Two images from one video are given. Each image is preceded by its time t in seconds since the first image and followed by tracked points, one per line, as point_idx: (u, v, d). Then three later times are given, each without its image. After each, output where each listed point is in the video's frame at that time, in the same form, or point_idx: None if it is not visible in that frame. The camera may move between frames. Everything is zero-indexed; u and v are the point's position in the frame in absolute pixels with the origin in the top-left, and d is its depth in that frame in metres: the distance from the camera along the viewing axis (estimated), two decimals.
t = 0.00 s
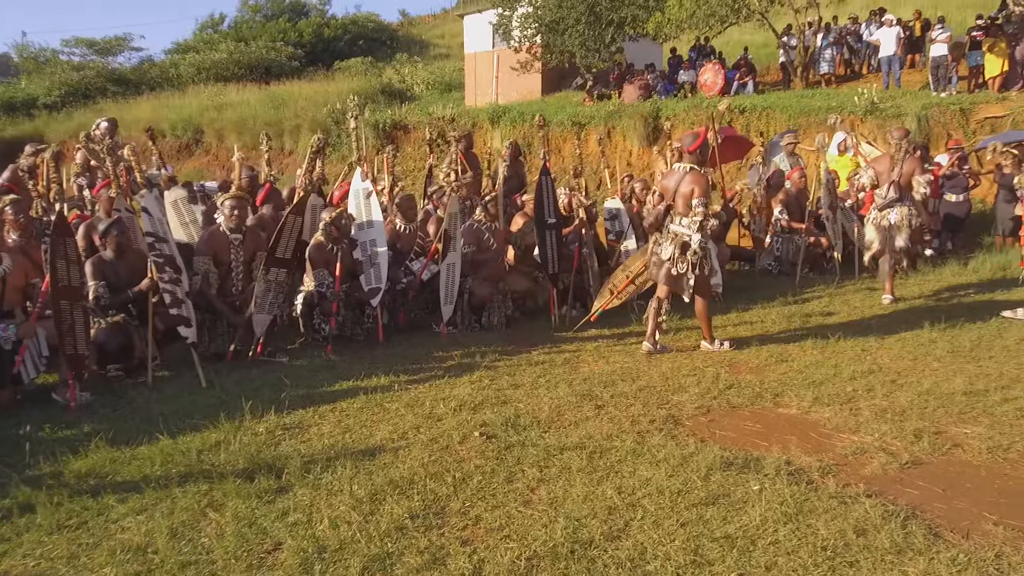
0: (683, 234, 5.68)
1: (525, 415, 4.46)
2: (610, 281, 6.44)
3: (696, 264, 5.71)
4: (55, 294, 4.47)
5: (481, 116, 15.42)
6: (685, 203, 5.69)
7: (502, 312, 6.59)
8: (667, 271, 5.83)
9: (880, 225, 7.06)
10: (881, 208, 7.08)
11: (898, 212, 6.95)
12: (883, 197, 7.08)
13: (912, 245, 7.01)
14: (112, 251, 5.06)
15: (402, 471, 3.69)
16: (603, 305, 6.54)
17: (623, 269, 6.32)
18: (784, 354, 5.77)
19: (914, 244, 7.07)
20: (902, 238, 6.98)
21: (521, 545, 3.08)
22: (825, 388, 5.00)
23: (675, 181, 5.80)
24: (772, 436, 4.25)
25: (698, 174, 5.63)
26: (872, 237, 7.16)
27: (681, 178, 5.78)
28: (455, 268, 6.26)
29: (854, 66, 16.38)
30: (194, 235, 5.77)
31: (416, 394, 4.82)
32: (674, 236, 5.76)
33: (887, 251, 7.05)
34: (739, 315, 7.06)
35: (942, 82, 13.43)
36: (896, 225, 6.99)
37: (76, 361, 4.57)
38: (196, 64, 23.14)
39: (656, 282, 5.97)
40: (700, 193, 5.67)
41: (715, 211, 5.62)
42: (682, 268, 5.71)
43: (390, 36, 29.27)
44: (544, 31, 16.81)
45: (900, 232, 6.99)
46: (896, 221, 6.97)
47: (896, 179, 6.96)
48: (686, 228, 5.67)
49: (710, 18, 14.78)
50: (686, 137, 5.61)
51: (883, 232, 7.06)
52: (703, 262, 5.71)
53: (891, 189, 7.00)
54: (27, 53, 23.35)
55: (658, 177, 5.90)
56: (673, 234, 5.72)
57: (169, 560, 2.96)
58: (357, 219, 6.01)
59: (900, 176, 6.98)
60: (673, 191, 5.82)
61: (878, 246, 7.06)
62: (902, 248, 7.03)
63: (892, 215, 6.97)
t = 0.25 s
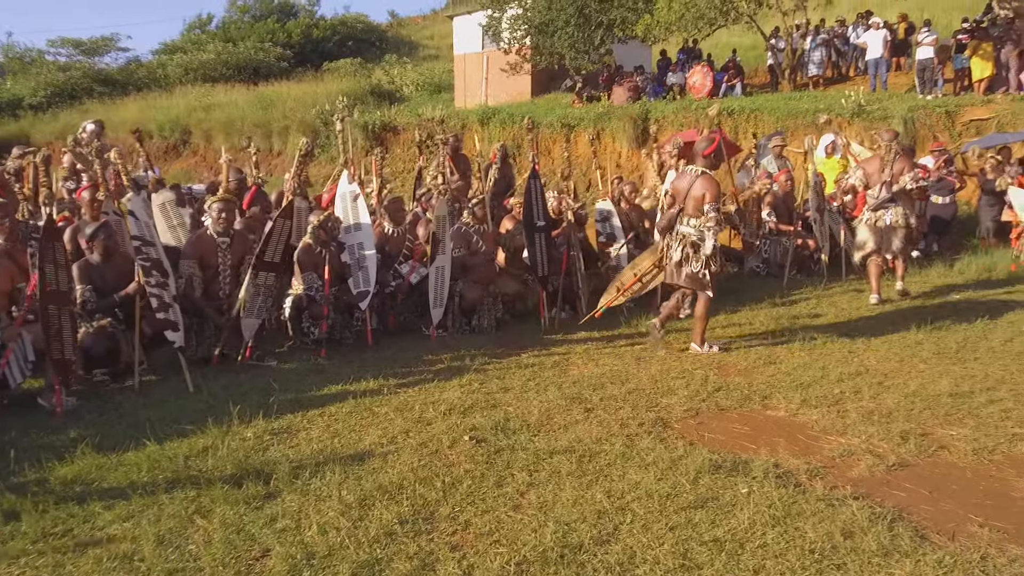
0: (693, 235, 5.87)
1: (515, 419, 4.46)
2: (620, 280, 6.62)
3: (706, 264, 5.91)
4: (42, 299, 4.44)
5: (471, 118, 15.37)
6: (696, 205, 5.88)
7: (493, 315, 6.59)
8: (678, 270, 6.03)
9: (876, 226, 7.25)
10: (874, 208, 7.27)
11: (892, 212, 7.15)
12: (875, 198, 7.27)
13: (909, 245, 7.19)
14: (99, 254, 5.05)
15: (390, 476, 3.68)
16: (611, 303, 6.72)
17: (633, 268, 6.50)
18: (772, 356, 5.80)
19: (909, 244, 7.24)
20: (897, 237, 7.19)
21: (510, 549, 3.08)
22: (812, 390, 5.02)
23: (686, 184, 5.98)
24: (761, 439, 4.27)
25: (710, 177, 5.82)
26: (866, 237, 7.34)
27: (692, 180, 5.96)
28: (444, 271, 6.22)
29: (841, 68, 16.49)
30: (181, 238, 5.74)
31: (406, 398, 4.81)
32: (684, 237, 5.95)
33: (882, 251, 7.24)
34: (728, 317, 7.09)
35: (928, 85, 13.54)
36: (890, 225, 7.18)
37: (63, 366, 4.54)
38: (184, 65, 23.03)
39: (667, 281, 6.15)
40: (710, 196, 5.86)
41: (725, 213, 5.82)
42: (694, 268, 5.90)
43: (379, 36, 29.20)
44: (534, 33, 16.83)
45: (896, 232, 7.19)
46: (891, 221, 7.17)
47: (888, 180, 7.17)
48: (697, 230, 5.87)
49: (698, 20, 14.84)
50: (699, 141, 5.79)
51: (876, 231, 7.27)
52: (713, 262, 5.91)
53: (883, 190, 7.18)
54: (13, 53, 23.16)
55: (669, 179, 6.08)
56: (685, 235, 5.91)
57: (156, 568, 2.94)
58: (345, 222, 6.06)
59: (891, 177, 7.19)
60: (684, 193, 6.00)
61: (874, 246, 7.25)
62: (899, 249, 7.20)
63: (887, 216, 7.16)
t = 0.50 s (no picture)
0: (687, 233, 5.96)
1: (509, 423, 4.46)
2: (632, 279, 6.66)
3: (698, 263, 5.97)
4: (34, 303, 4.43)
5: (463, 119, 15.38)
6: (694, 204, 5.98)
7: (487, 318, 6.59)
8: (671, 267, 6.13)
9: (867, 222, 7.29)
10: (870, 207, 7.26)
11: (887, 212, 7.16)
12: (871, 196, 7.24)
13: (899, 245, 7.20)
14: (91, 257, 5.05)
15: (384, 480, 3.67)
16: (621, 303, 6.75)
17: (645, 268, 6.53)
18: (764, 358, 5.83)
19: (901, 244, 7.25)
20: (889, 236, 7.21)
21: (505, 554, 3.08)
22: (805, 392, 5.04)
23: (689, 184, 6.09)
24: (754, 442, 4.29)
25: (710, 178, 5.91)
26: (858, 234, 7.38)
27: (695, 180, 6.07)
28: (437, 273, 6.24)
29: (832, 71, 16.57)
30: (173, 241, 5.73)
31: (400, 402, 4.80)
32: (680, 235, 6.04)
33: (873, 249, 7.28)
34: (720, 319, 7.11)
35: (918, 87, 13.62)
36: (884, 224, 7.18)
37: (56, 370, 4.52)
38: (175, 66, 22.95)
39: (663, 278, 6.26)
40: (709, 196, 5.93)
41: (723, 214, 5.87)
42: (683, 265, 5.99)
43: (371, 38, 29.15)
44: (526, 35, 16.85)
45: (888, 231, 7.19)
46: (885, 220, 7.17)
47: (886, 180, 7.13)
48: (692, 228, 5.95)
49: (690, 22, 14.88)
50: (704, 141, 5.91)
51: (870, 229, 7.28)
52: (705, 262, 5.96)
53: (879, 189, 7.15)
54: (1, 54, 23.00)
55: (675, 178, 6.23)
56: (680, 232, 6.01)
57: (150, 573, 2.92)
58: (337, 224, 5.96)
59: (889, 177, 7.15)
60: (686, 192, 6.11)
61: (864, 243, 7.31)
62: (890, 248, 7.22)
63: (882, 215, 7.17)
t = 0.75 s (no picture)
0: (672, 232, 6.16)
1: (503, 426, 4.46)
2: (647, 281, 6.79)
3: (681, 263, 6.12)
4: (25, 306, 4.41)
5: (459, 121, 15.40)
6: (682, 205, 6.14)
7: (482, 321, 6.58)
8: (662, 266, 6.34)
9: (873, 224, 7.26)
10: (876, 210, 7.30)
11: (893, 215, 7.24)
12: (878, 200, 7.29)
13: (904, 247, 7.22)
14: (85, 260, 5.02)
15: (378, 484, 3.67)
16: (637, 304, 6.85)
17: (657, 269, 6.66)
18: (759, 361, 5.84)
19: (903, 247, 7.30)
20: (895, 239, 7.23)
21: (499, 558, 3.09)
22: (799, 395, 5.06)
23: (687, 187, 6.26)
24: (747, 444, 4.30)
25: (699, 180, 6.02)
26: (862, 236, 7.35)
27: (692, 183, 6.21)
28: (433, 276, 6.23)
29: (828, 73, 16.62)
30: (169, 243, 5.75)
31: (394, 405, 4.80)
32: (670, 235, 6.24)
33: (875, 251, 7.28)
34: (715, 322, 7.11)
35: (912, 90, 13.67)
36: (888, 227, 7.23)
37: (48, 374, 4.51)
38: (171, 68, 22.96)
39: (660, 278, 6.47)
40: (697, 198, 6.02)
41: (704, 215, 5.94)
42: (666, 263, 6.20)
43: (367, 39, 29.16)
44: (522, 37, 16.88)
45: (893, 233, 7.22)
46: (891, 223, 7.23)
47: (893, 182, 7.22)
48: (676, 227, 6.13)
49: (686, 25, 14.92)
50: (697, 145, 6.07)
51: (875, 232, 7.29)
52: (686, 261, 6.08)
53: (888, 192, 7.21)
54: None
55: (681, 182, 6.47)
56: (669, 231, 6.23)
57: None
58: (332, 227, 5.96)
59: (895, 181, 7.26)
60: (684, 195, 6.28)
61: (869, 245, 7.28)
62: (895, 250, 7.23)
63: (888, 217, 7.23)
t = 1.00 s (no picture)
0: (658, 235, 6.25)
1: (495, 429, 4.46)
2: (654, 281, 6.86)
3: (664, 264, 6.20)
4: (12, 310, 4.38)
5: (451, 124, 15.41)
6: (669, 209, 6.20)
7: (473, 323, 6.58)
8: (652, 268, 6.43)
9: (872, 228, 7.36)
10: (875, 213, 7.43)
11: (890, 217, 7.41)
12: (877, 204, 7.45)
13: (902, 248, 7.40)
14: (75, 264, 5.01)
15: (370, 488, 3.67)
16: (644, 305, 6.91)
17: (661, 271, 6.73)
18: (750, 363, 5.86)
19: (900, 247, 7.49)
20: (893, 242, 7.40)
21: (491, 561, 3.09)
22: (790, 397, 5.08)
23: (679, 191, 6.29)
24: (738, 446, 4.32)
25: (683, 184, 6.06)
26: (863, 239, 7.47)
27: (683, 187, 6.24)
28: (425, 279, 6.24)
29: (818, 76, 16.71)
30: (160, 247, 5.73)
31: (386, 408, 4.80)
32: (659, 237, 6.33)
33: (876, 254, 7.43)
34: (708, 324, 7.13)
35: (902, 93, 13.76)
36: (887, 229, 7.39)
37: (36, 378, 4.48)
38: (162, 70, 22.85)
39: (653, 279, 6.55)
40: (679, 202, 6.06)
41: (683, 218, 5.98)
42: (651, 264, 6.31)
43: (359, 42, 29.11)
44: (514, 40, 16.90)
45: (891, 236, 7.39)
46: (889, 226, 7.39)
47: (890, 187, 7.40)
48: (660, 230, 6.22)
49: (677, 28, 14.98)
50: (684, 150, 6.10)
51: (874, 235, 7.42)
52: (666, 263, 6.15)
53: (886, 197, 7.38)
54: None
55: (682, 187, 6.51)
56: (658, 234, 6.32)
57: None
58: (324, 229, 5.93)
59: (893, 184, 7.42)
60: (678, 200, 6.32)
61: (870, 249, 7.41)
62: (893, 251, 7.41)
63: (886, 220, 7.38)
